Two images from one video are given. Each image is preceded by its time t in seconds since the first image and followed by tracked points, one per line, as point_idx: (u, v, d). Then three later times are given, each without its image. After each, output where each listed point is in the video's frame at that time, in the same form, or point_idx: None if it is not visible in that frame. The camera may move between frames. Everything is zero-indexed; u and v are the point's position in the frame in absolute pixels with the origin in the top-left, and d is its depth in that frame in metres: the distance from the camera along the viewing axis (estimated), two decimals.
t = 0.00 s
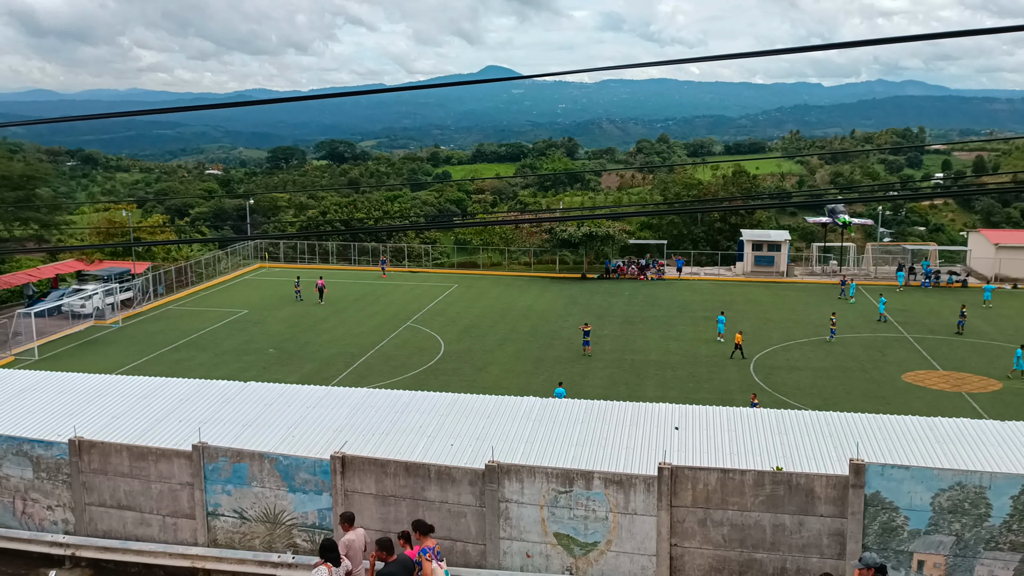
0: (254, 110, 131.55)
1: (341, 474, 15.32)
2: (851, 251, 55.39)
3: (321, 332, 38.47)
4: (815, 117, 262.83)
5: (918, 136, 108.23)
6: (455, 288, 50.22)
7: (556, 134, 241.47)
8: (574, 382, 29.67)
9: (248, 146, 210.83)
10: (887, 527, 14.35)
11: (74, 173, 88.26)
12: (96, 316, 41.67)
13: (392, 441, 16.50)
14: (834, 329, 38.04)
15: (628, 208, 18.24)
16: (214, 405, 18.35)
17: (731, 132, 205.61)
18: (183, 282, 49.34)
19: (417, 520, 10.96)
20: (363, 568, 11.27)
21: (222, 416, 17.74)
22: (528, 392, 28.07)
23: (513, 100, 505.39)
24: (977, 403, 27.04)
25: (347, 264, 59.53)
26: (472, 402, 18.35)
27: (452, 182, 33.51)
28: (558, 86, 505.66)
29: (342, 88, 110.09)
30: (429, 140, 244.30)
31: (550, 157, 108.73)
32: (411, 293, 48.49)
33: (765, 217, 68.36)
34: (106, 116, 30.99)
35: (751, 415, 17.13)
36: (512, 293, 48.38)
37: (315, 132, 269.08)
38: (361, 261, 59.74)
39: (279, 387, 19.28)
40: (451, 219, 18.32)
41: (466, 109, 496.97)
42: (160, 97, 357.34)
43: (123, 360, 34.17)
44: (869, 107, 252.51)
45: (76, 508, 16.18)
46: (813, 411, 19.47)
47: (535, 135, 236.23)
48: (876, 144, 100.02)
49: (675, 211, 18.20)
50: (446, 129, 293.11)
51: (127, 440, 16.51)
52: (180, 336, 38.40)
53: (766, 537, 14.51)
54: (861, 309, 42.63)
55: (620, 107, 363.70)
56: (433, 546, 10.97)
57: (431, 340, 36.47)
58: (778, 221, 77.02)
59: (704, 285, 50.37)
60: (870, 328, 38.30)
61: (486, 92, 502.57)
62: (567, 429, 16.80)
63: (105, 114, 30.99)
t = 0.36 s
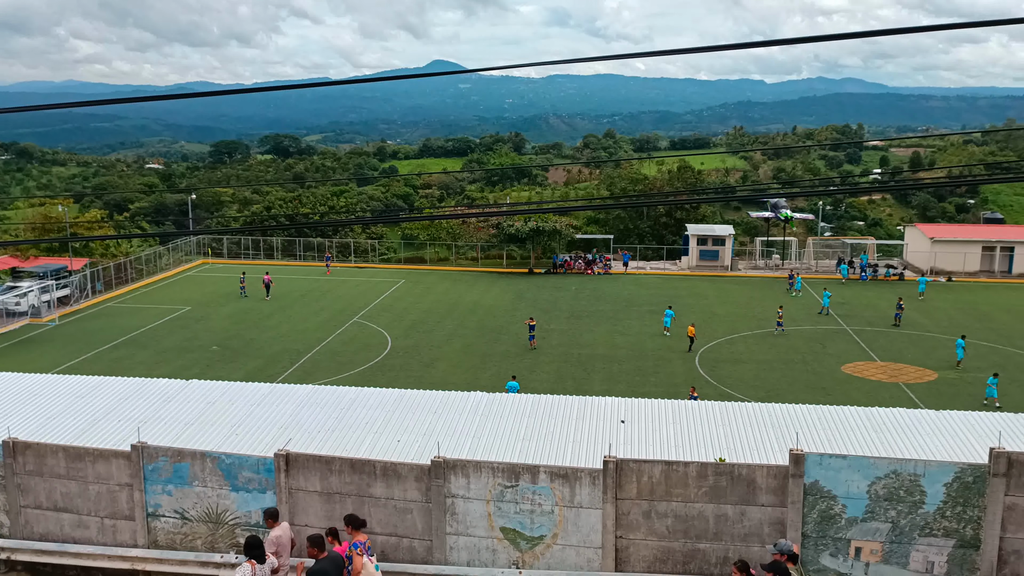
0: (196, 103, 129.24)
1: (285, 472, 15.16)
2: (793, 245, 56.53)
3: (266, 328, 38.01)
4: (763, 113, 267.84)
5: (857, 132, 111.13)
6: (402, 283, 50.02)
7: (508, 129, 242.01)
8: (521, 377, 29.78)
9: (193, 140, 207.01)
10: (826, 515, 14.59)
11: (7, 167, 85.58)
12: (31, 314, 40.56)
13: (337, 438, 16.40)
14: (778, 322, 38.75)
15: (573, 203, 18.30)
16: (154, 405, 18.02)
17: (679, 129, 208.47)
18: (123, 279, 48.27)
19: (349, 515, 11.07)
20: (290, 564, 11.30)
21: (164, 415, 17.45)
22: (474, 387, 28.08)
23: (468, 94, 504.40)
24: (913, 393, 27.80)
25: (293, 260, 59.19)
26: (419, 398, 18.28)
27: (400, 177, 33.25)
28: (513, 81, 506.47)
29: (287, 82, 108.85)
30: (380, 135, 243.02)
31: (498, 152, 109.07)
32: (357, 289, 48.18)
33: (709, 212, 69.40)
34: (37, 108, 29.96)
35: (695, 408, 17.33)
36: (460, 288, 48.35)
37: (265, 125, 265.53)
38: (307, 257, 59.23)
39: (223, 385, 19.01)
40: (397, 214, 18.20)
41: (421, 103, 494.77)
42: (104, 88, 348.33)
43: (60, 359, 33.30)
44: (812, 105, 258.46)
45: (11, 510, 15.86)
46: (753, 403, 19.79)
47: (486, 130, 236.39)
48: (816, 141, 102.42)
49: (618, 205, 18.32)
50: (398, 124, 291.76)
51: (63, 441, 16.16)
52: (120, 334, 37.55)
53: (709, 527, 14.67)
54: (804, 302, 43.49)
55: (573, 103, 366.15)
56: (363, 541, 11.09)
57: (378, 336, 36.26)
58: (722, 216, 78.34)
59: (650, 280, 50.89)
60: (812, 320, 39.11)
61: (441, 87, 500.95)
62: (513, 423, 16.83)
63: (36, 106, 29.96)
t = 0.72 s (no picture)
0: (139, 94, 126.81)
1: (229, 469, 14.98)
2: (739, 238, 57.50)
3: (211, 323, 37.47)
4: (713, 109, 272.20)
5: (800, 127, 113.74)
6: (351, 277, 49.73)
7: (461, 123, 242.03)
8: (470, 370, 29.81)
9: (139, 132, 203.02)
10: (770, 503, 14.82)
11: None
12: None
13: (283, 434, 16.26)
14: (725, 314, 39.32)
15: (518, 195, 18.28)
16: (94, 402, 17.67)
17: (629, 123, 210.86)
18: (62, 273, 47.20)
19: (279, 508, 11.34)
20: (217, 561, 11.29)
21: (105, 412, 17.14)
22: (422, 380, 28.03)
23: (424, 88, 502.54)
24: (854, 382, 28.46)
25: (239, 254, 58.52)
26: (368, 392, 18.17)
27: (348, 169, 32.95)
28: (470, 75, 506.06)
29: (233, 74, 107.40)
30: (332, 128, 241.28)
31: (447, 145, 109.09)
32: (304, 283, 47.75)
33: (657, 205, 70.25)
34: None
35: (643, 399, 17.48)
36: (409, 282, 48.24)
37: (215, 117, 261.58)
38: (253, 250, 58.58)
39: (166, 381, 18.70)
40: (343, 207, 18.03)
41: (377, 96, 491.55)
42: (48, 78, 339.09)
43: None
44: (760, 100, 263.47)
45: None
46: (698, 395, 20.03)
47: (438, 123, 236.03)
48: (762, 135, 104.44)
49: (564, 197, 18.36)
50: (352, 117, 289.86)
51: None
52: (59, 330, 36.69)
53: (656, 517, 14.77)
54: (751, 294, 44.21)
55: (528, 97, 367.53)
56: (293, 533, 11.40)
57: (326, 330, 35.98)
58: (670, 209, 79.42)
59: (599, 272, 51.27)
60: (758, 312, 39.77)
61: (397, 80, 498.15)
62: (462, 416, 16.82)
63: None
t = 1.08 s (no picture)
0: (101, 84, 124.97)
1: (193, 462, 14.86)
2: (706, 230, 57.98)
3: (176, 316, 37.07)
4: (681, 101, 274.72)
5: (766, 120, 115.22)
6: (317, 268, 49.46)
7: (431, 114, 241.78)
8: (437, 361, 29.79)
9: (103, 123, 200.25)
10: (734, 492, 14.96)
11: None
12: None
13: (249, 427, 16.18)
14: (692, 305, 39.61)
15: (485, 185, 18.20)
16: (54, 396, 17.43)
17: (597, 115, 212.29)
18: (21, 266, 46.42)
19: (226, 504, 11.43)
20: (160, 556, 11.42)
21: (66, 407, 16.93)
22: (390, 372, 27.97)
23: (397, 80, 500.56)
24: (818, 371, 28.83)
25: (203, 246, 58.05)
26: (335, 384, 18.08)
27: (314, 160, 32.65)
28: (443, 66, 505.00)
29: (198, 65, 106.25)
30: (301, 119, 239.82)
31: (415, 136, 109.02)
32: (270, 274, 47.44)
33: (625, 196, 70.62)
34: None
35: (610, 390, 17.54)
36: (377, 273, 48.10)
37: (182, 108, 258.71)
38: (218, 242, 58.02)
39: (129, 374, 18.49)
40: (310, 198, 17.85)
41: (349, 87, 488.74)
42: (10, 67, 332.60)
43: None
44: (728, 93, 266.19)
45: None
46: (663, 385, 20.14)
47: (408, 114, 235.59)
48: (728, 127, 105.48)
49: (530, 187, 18.29)
50: (321, 108, 288.34)
51: None
52: (18, 324, 36.09)
53: (623, 507, 14.83)
54: (718, 285, 44.58)
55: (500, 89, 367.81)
56: (239, 529, 11.53)
57: (293, 323, 35.77)
58: (638, 201, 79.95)
59: (567, 264, 51.42)
60: (725, 303, 40.10)
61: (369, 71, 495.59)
62: (430, 408, 16.78)
63: None
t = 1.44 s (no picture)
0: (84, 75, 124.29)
1: (179, 455, 14.85)
2: (692, 221, 58.20)
3: (161, 308, 36.92)
4: (668, 93, 275.19)
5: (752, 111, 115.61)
6: (304, 260, 49.34)
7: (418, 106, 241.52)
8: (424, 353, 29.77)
9: (87, 114, 199.06)
10: (720, 482, 15.02)
11: None
12: None
13: (234, 419, 16.16)
14: (678, 296, 39.70)
15: (467, 176, 18.12)
16: (38, 389, 17.36)
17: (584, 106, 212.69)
18: (4, 259, 46.12)
19: (195, 496, 11.60)
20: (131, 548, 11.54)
21: (50, 400, 16.87)
22: (377, 364, 27.96)
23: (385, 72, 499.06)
24: (804, 362, 28.97)
25: (188, 238, 57.90)
26: (322, 375, 18.06)
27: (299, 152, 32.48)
28: (431, 58, 503.85)
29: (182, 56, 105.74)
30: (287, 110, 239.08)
31: (401, 127, 108.93)
32: (256, 266, 47.31)
33: (611, 187, 70.74)
34: None
35: (596, 381, 17.55)
36: (363, 265, 48.07)
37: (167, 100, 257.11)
38: (203, 234, 57.80)
39: (113, 367, 18.41)
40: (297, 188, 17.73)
41: (337, 79, 486.99)
42: None
43: None
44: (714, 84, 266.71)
45: None
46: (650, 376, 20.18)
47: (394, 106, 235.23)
48: (714, 119, 105.80)
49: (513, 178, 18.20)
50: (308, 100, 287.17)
51: None
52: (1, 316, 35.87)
53: (609, 497, 14.86)
54: (705, 276, 44.70)
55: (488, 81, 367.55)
56: (208, 520, 11.75)
57: (279, 315, 35.69)
58: (624, 192, 80.16)
59: (554, 255, 51.48)
60: (711, 294, 40.23)
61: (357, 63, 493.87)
62: (417, 400, 16.78)
63: None
